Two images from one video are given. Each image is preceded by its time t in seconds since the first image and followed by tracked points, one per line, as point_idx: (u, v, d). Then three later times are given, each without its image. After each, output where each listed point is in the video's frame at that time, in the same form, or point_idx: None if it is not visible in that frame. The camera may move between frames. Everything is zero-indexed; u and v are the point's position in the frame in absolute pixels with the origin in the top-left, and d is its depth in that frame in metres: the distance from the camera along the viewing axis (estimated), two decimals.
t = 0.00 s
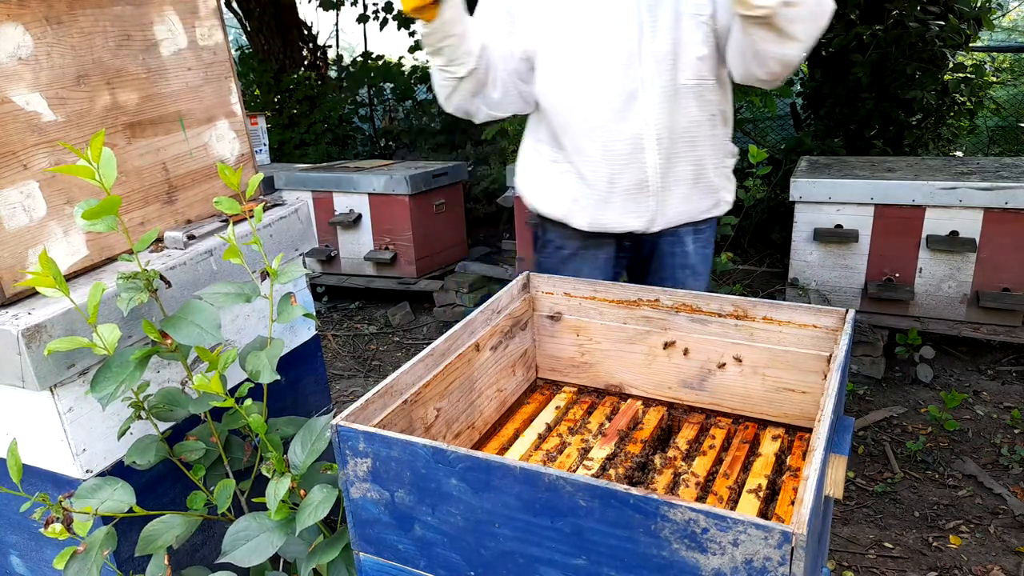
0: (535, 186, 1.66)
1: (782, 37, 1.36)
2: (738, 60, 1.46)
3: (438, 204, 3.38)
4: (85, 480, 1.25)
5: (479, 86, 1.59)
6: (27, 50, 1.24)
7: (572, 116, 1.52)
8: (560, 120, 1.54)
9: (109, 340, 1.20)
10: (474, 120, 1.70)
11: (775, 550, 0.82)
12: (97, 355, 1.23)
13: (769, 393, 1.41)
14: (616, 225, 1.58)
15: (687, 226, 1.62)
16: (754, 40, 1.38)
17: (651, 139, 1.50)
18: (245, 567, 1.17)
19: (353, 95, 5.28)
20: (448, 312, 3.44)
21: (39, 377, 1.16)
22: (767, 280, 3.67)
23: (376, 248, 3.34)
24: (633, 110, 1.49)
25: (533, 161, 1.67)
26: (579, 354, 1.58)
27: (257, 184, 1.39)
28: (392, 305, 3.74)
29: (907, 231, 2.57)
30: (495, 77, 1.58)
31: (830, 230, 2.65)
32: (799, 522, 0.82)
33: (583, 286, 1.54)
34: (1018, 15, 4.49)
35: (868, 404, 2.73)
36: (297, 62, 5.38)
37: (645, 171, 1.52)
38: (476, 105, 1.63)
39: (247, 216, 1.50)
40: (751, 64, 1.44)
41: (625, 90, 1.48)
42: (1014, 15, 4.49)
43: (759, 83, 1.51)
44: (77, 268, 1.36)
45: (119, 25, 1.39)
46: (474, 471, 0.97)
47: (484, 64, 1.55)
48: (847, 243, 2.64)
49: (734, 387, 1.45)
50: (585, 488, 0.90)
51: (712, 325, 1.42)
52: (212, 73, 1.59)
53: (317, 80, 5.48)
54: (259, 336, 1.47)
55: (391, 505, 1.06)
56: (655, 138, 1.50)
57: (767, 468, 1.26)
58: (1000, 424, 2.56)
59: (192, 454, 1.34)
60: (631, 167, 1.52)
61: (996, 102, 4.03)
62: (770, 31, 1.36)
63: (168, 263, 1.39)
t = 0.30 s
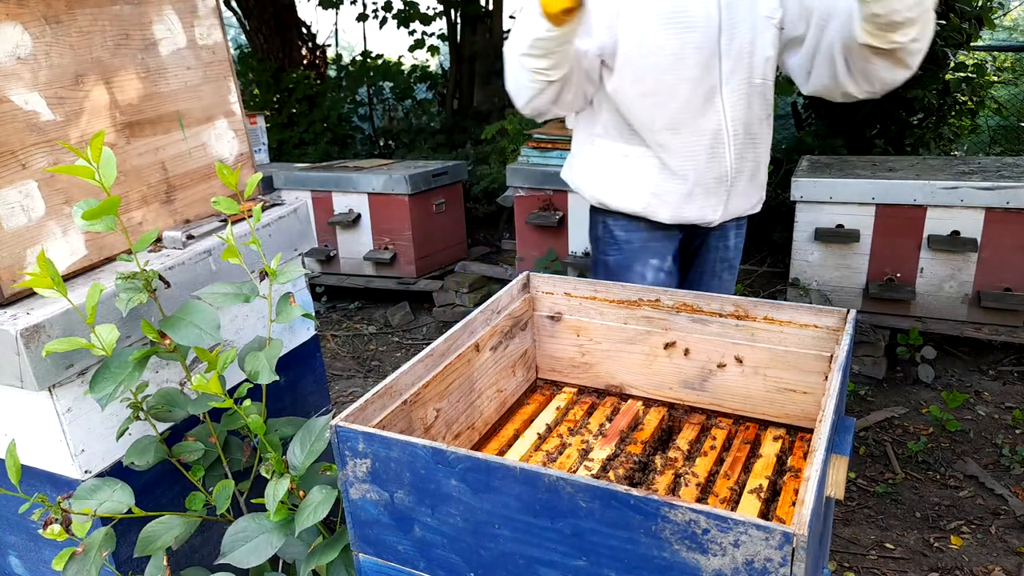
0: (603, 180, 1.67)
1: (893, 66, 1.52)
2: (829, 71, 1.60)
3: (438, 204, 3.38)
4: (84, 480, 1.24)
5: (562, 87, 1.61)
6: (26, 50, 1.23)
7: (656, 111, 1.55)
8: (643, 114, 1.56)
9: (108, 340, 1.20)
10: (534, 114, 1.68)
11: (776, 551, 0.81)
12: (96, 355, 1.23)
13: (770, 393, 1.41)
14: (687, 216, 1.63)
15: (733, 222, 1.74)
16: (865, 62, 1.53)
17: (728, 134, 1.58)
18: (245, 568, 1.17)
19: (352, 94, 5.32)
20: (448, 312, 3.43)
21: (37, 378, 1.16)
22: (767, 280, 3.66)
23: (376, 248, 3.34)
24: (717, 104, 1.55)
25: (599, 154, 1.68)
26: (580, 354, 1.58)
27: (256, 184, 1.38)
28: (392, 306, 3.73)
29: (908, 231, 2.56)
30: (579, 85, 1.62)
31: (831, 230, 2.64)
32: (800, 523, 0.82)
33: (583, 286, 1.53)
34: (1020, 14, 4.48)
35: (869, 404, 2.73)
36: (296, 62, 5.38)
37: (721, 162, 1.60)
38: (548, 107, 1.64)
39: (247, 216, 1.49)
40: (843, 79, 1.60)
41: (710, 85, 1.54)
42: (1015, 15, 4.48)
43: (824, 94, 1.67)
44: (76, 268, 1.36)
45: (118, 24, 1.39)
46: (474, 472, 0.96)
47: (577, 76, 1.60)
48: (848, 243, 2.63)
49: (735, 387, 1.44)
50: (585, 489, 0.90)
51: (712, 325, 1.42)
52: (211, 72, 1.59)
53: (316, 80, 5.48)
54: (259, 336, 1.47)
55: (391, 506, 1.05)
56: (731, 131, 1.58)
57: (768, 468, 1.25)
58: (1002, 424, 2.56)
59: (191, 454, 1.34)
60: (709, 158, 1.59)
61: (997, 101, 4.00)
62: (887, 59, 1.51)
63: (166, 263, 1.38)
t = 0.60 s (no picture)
0: (644, 196, 1.66)
1: (923, 98, 1.60)
2: (858, 85, 1.65)
3: (438, 204, 3.39)
4: (85, 480, 1.25)
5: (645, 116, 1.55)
6: (27, 51, 1.24)
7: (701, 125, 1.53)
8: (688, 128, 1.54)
9: (109, 340, 1.20)
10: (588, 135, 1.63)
11: (775, 550, 0.82)
12: (97, 355, 1.23)
13: (770, 393, 1.41)
14: (730, 229, 1.62)
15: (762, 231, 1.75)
16: (899, 90, 1.59)
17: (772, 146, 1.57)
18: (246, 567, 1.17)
19: (353, 95, 5.33)
20: (448, 312, 3.43)
21: (39, 377, 1.16)
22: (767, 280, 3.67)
23: (376, 248, 3.34)
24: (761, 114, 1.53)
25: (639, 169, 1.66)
26: (579, 354, 1.58)
27: (257, 185, 1.38)
28: (392, 306, 3.74)
29: (907, 231, 2.57)
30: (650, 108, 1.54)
31: (830, 230, 2.64)
32: (799, 522, 0.82)
33: (583, 286, 1.54)
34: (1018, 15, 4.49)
35: (868, 404, 2.74)
36: (297, 63, 5.39)
37: (763, 174, 1.59)
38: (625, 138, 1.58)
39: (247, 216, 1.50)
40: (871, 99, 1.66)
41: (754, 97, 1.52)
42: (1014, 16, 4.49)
43: (841, 107, 1.73)
44: (77, 268, 1.36)
45: (120, 25, 1.39)
46: (474, 471, 0.97)
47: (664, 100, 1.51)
48: (847, 243, 2.64)
49: (734, 387, 1.45)
50: (585, 488, 0.90)
51: (712, 325, 1.42)
52: (213, 74, 1.59)
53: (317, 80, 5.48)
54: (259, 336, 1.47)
55: (391, 505, 1.06)
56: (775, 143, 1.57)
57: (767, 468, 1.26)
58: (1000, 424, 2.56)
59: (192, 454, 1.34)
60: (751, 170, 1.58)
61: (995, 102, 4.00)
62: (924, 91, 1.58)
63: (167, 263, 1.39)
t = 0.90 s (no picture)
0: (716, 210, 1.43)
1: (941, 96, 1.56)
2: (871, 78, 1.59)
3: (438, 204, 3.39)
4: (85, 480, 1.25)
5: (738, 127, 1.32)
6: (26, 50, 1.24)
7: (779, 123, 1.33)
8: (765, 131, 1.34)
9: (109, 340, 1.20)
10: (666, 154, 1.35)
11: (775, 550, 0.82)
12: (97, 355, 1.23)
13: (770, 393, 1.41)
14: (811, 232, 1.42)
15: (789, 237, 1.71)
16: (923, 87, 1.54)
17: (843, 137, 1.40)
18: (246, 567, 1.17)
19: (353, 95, 5.34)
20: (448, 312, 3.43)
21: (39, 377, 1.16)
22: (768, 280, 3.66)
23: (376, 248, 3.34)
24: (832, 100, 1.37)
25: (707, 182, 1.42)
26: (579, 354, 1.58)
27: (257, 185, 1.38)
28: (392, 305, 3.74)
29: (907, 231, 2.57)
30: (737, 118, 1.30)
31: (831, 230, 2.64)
32: (799, 522, 0.82)
33: (583, 286, 1.53)
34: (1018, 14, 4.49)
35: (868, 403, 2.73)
36: (297, 63, 5.39)
37: (836, 167, 1.42)
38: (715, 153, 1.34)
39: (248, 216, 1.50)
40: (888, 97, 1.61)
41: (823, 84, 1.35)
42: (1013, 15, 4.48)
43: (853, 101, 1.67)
44: (77, 268, 1.36)
45: (120, 24, 1.39)
46: (474, 471, 0.97)
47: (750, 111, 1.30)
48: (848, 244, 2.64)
49: (734, 387, 1.45)
50: (585, 488, 0.90)
51: (712, 325, 1.42)
52: (212, 73, 1.59)
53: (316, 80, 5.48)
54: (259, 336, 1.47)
55: (391, 505, 1.06)
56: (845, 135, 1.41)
57: (767, 468, 1.26)
58: (1001, 424, 2.56)
59: (192, 454, 1.34)
60: (823, 166, 1.40)
61: (995, 101, 3.96)
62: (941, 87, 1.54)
63: (168, 263, 1.39)
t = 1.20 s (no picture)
0: (749, 218, 1.38)
1: None
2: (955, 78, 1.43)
3: (438, 204, 3.39)
4: (85, 480, 1.25)
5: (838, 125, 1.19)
6: (26, 50, 1.24)
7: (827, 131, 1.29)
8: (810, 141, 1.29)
9: (109, 340, 1.20)
10: (757, 154, 1.20)
11: (775, 550, 0.82)
12: (97, 355, 1.23)
13: (769, 393, 1.41)
14: (847, 245, 1.37)
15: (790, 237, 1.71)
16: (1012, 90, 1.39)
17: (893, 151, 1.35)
18: (245, 568, 1.17)
19: (353, 95, 5.34)
20: (448, 313, 3.43)
21: (39, 377, 1.16)
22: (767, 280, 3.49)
23: (376, 248, 3.34)
24: (883, 115, 1.30)
25: (742, 190, 1.38)
26: (579, 354, 1.58)
27: (257, 185, 1.38)
28: (392, 306, 3.74)
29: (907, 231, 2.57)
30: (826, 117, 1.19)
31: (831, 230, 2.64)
32: (799, 522, 0.82)
33: (583, 286, 1.53)
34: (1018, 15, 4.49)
35: (868, 404, 2.73)
36: (297, 63, 5.38)
37: (886, 180, 1.36)
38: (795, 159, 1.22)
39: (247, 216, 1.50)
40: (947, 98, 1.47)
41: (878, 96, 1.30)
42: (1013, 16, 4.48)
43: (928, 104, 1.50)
44: (77, 268, 1.36)
45: (120, 24, 1.39)
46: (474, 471, 0.97)
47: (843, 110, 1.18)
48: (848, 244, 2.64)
49: (734, 387, 1.45)
50: (585, 488, 0.90)
51: (712, 325, 1.42)
52: (212, 73, 1.59)
53: (316, 80, 5.48)
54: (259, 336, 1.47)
55: (391, 505, 1.06)
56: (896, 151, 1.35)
57: (767, 468, 1.26)
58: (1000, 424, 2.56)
59: (192, 454, 1.34)
60: (871, 177, 1.34)
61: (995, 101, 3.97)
62: None
63: (168, 263, 1.39)
